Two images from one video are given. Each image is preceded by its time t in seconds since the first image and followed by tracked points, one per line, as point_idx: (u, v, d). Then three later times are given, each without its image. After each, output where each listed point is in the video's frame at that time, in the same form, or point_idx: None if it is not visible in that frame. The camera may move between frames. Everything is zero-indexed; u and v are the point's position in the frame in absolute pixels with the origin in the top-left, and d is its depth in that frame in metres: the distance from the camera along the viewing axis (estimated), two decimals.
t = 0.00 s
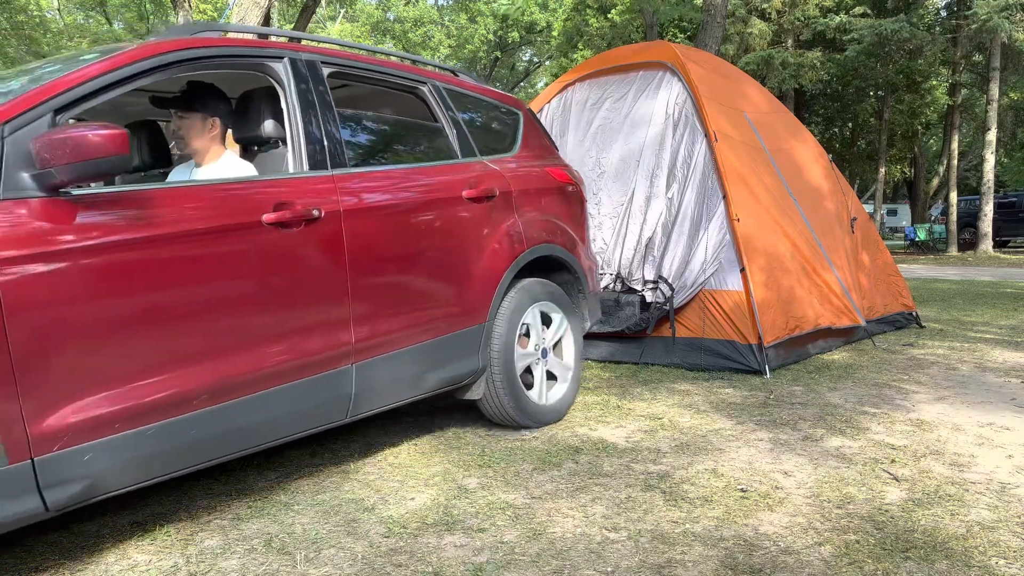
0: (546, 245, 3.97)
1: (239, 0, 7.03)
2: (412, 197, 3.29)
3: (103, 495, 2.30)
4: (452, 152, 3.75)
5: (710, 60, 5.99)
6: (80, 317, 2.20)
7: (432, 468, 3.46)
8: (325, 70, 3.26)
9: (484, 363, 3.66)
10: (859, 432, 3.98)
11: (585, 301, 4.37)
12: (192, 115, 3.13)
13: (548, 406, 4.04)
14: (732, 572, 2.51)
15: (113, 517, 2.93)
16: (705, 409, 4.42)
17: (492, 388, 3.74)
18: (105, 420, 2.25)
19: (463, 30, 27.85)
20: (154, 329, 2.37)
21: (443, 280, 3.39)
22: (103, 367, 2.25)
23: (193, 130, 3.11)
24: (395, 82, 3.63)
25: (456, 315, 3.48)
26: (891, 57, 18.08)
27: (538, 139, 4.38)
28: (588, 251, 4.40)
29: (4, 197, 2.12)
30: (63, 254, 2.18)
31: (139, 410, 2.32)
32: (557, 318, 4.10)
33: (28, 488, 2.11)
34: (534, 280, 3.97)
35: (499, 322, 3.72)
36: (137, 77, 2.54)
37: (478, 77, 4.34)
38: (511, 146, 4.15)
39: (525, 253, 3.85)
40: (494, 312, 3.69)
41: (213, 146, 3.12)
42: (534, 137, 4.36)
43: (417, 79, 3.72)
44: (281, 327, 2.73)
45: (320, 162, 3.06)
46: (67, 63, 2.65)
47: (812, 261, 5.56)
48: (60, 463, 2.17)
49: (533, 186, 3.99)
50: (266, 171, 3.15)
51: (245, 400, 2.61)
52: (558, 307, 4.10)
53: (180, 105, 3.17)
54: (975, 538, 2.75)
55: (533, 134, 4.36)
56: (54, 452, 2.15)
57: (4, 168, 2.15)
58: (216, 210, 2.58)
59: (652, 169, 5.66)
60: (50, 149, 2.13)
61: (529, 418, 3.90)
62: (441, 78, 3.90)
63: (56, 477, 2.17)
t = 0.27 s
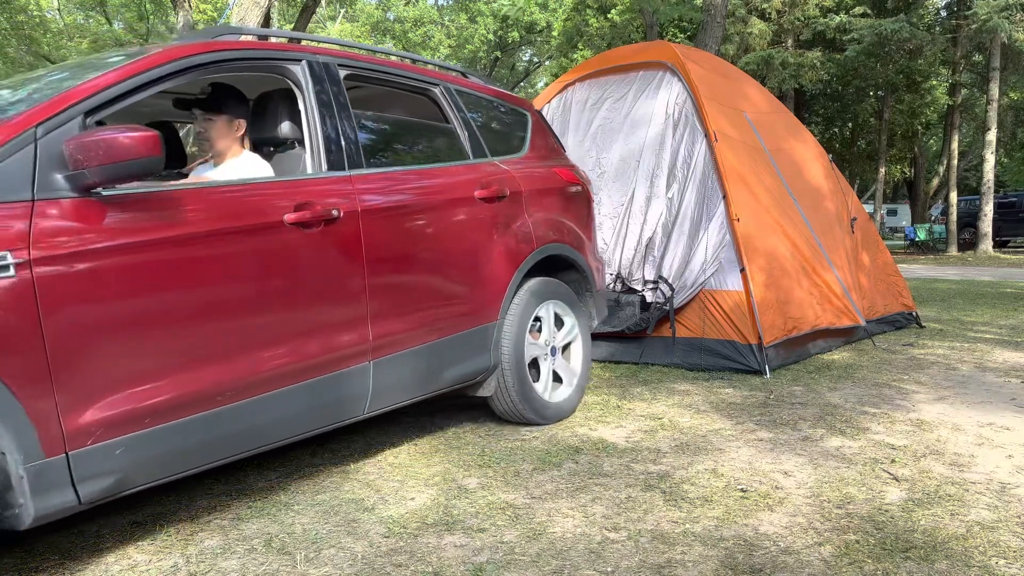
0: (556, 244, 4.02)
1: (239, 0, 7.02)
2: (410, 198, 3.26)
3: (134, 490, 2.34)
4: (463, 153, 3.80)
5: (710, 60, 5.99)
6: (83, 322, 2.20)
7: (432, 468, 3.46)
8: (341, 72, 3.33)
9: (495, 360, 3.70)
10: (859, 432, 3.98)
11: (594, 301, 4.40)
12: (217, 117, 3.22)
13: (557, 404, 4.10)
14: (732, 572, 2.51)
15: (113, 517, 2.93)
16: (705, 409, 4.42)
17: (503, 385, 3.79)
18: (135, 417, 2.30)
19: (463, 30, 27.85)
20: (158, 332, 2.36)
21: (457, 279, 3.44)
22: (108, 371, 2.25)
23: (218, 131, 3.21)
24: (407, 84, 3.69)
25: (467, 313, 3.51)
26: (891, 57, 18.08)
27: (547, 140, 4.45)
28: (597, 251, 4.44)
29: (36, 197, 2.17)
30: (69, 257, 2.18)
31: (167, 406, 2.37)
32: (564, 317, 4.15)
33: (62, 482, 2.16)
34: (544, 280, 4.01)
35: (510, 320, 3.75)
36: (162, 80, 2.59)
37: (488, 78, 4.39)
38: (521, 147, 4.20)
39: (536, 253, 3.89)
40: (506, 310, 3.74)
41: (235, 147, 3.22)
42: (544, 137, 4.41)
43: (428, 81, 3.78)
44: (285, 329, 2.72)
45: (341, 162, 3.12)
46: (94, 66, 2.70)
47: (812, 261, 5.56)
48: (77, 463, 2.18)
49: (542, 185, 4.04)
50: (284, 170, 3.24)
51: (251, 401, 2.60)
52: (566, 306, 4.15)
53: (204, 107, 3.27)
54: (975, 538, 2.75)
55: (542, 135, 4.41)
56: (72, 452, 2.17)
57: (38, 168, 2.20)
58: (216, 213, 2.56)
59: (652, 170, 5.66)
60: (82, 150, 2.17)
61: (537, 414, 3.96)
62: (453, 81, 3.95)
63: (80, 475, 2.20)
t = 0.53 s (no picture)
0: (567, 243, 4.14)
1: (239, 0, 7.03)
2: (405, 202, 3.27)
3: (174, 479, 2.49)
4: (481, 154, 3.92)
5: (710, 60, 5.98)
6: (111, 321, 2.31)
7: (432, 468, 3.46)
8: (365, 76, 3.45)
9: (511, 356, 3.83)
10: (859, 432, 3.98)
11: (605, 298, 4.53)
12: (241, 120, 3.30)
13: (569, 400, 4.20)
14: (732, 572, 2.51)
15: (112, 518, 2.93)
16: (705, 409, 4.42)
17: (518, 379, 3.92)
18: (174, 410, 2.45)
19: (463, 30, 27.84)
20: (185, 329, 2.48)
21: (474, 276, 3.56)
22: (134, 368, 2.36)
23: (243, 133, 3.28)
24: (427, 87, 3.80)
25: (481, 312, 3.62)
26: (891, 57, 18.07)
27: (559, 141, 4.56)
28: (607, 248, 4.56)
29: (85, 198, 2.32)
30: (105, 257, 2.30)
31: (204, 400, 2.52)
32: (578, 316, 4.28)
33: (109, 471, 2.31)
34: (559, 278, 4.14)
35: (523, 319, 3.88)
36: (197, 84, 2.74)
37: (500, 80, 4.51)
38: (535, 148, 4.32)
39: (548, 251, 4.02)
40: (521, 308, 3.86)
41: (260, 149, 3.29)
42: (555, 138, 4.53)
43: (447, 84, 3.89)
44: (299, 331, 2.81)
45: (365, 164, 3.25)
46: (132, 70, 2.85)
47: (812, 261, 5.57)
48: (117, 452, 2.33)
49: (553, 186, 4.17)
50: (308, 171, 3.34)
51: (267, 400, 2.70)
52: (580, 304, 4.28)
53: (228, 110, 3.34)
54: (975, 538, 2.75)
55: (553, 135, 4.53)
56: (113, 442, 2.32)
57: (87, 170, 2.36)
58: (237, 216, 2.67)
59: (652, 170, 5.66)
60: (131, 153, 2.32)
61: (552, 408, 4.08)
62: (470, 84, 4.06)
63: (125, 465, 2.35)
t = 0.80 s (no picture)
0: (579, 243, 4.23)
1: (239, 0, 7.01)
2: (424, 203, 3.36)
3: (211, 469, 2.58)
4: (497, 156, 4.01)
5: (709, 60, 5.98)
6: (146, 317, 2.37)
7: (432, 468, 3.46)
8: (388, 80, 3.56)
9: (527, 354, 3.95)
10: (859, 432, 3.98)
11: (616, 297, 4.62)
12: (266, 122, 3.36)
13: (580, 396, 4.31)
14: (733, 572, 2.51)
15: (112, 518, 2.93)
16: (705, 409, 4.42)
17: (533, 376, 4.03)
18: (214, 402, 2.54)
19: (463, 30, 27.85)
20: (224, 324, 2.57)
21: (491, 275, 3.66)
22: (167, 363, 2.43)
23: (267, 135, 3.32)
24: (446, 90, 3.89)
25: (497, 310, 3.71)
26: (891, 57, 18.06)
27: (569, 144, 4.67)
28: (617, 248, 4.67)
29: (129, 198, 2.41)
30: (150, 255, 2.39)
31: (241, 393, 2.61)
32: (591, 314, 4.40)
33: (153, 461, 2.40)
34: (573, 278, 4.25)
35: (539, 316, 4.00)
36: (230, 89, 2.83)
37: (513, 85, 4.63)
38: (549, 151, 4.42)
39: (561, 251, 4.12)
40: (535, 306, 3.97)
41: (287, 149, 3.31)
42: (567, 139, 4.64)
43: (465, 88, 4.00)
44: (319, 329, 2.87)
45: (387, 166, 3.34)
46: (165, 75, 2.93)
47: (811, 261, 5.57)
48: (160, 442, 2.41)
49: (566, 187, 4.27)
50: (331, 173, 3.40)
51: (289, 396, 2.76)
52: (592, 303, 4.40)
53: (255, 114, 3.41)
54: (975, 538, 2.75)
55: (565, 136, 4.64)
56: (154, 433, 2.40)
57: (131, 172, 2.45)
58: (270, 216, 2.76)
59: (652, 169, 5.66)
60: (173, 155, 2.41)
61: (565, 402, 4.20)
62: (487, 88, 4.17)
63: (166, 455, 2.43)
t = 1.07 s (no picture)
0: (591, 243, 4.32)
1: (239, 0, 7.00)
2: (440, 202, 3.44)
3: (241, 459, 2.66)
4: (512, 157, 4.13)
5: (709, 60, 5.97)
6: (178, 313, 2.44)
7: (431, 468, 3.46)
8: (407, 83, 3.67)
9: (540, 351, 4.05)
10: (859, 432, 3.98)
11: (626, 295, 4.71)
12: (287, 124, 3.56)
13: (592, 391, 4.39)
14: (732, 572, 2.51)
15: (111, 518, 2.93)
16: (705, 409, 4.42)
17: (546, 371, 4.12)
18: (246, 395, 2.62)
19: (463, 30, 27.84)
20: (255, 320, 2.65)
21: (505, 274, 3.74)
22: (197, 358, 2.49)
23: (289, 137, 3.54)
24: (462, 93, 4.00)
25: (510, 309, 3.80)
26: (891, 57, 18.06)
27: (582, 145, 4.78)
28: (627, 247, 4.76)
29: (164, 198, 2.48)
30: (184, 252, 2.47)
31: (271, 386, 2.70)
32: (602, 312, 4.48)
33: (187, 451, 2.48)
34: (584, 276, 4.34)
35: (551, 312, 4.08)
36: (258, 93, 2.91)
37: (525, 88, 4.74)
38: (561, 152, 4.53)
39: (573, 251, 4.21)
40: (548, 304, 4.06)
41: (308, 150, 3.54)
42: (578, 140, 4.75)
43: (480, 91, 4.11)
44: (336, 327, 2.92)
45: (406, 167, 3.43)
46: (195, 79, 3.02)
47: (811, 261, 5.56)
48: (194, 434, 2.49)
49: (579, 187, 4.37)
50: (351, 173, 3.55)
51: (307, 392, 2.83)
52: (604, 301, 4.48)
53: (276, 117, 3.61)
54: (974, 538, 2.75)
55: (576, 137, 4.75)
56: (189, 425, 2.48)
57: (165, 174, 2.51)
58: (298, 215, 2.84)
59: (652, 169, 5.66)
60: (206, 158, 2.50)
61: (577, 398, 4.26)
62: (500, 91, 4.29)
63: (199, 446, 2.51)
